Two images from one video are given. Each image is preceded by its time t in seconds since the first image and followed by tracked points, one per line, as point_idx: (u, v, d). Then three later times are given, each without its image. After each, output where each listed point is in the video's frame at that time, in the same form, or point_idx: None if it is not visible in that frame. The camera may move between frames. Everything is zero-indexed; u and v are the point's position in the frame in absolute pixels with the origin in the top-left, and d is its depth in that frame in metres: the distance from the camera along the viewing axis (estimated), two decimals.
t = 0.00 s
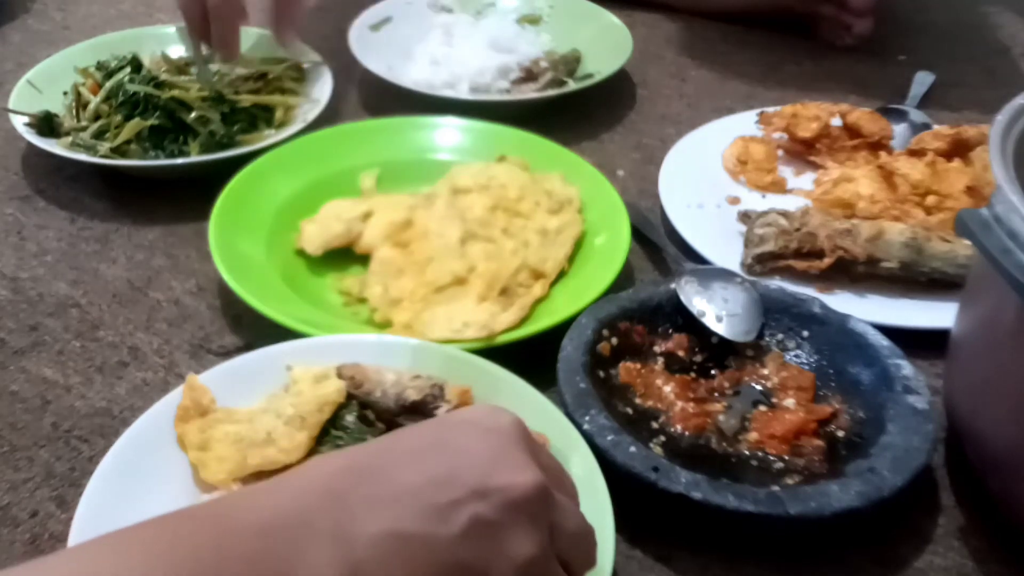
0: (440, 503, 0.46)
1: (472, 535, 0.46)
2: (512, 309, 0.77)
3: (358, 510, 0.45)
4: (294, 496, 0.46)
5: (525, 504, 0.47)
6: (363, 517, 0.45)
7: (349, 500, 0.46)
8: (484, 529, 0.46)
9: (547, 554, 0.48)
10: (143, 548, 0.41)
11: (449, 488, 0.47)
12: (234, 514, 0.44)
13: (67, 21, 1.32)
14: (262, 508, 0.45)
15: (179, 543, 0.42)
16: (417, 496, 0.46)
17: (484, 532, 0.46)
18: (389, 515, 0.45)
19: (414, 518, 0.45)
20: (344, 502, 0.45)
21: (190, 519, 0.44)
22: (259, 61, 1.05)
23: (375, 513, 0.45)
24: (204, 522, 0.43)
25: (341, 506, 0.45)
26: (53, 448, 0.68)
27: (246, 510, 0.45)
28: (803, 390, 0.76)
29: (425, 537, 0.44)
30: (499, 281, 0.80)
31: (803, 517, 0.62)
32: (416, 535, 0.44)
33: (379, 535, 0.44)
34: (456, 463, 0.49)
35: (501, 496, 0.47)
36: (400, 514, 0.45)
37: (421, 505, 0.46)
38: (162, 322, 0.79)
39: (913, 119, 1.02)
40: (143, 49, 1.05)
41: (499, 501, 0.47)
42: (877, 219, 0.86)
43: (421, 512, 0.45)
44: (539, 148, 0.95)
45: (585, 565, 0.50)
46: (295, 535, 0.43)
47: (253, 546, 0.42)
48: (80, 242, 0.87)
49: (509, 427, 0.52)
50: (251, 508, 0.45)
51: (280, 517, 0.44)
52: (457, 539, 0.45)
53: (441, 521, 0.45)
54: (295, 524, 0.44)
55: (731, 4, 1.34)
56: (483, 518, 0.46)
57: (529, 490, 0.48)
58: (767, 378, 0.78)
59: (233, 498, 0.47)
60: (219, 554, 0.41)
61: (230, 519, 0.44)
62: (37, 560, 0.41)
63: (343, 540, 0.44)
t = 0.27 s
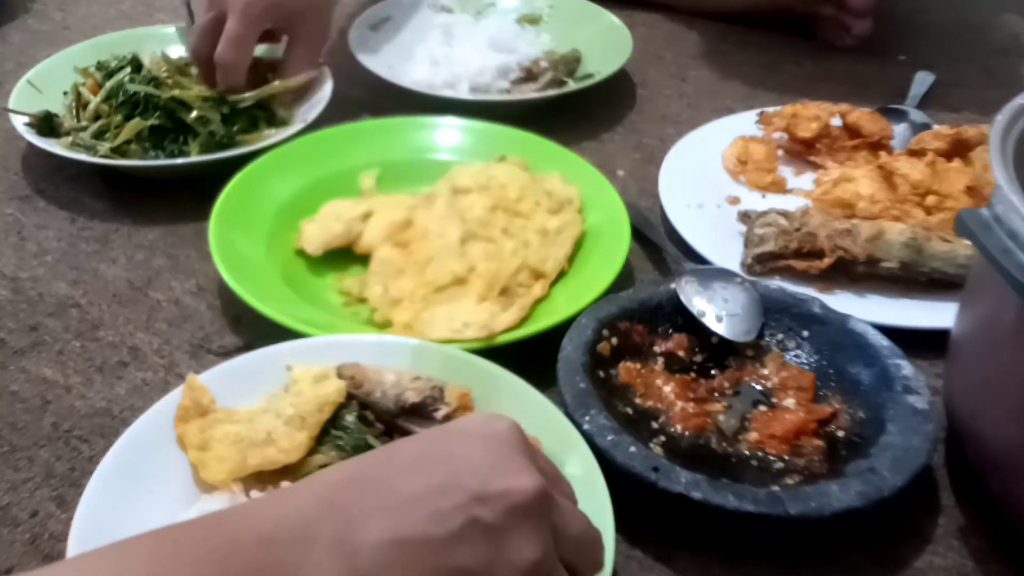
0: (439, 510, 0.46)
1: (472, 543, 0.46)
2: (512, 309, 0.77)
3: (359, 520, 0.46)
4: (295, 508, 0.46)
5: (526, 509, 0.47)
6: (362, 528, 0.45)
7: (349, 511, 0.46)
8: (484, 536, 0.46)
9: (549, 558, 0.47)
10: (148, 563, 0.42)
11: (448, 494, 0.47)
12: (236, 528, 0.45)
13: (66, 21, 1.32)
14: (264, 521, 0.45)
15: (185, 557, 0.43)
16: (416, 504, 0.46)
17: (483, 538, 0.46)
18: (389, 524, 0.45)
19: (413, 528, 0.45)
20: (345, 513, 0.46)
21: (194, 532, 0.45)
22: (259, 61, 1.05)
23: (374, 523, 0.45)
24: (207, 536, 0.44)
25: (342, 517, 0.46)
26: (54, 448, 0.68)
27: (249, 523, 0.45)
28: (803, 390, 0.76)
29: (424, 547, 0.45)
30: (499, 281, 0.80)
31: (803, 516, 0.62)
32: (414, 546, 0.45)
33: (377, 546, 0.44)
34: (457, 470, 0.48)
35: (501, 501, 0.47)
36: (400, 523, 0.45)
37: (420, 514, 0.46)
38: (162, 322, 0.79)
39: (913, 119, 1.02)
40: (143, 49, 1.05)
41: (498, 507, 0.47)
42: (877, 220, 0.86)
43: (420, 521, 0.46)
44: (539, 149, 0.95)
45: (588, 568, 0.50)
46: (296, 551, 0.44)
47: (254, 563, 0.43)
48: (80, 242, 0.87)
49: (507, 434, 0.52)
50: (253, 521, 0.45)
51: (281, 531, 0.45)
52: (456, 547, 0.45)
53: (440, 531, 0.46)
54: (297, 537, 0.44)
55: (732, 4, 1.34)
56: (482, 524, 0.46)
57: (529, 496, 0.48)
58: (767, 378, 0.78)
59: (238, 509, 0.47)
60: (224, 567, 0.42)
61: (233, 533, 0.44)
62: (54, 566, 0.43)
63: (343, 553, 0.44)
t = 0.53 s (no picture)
0: (438, 489, 0.46)
1: (469, 526, 0.45)
2: (512, 309, 0.77)
3: (354, 492, 0.44)
4: (290, 475, 0.44)
5: (522, 497, 0.48)
6: (361, 499, 0.44)
7: (347, 482, 0.44)
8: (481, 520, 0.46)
9: (539, 549, 0.48)
10: (128, 537, 0.39)
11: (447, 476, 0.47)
12: (226, 493, 0.42)
13: (65, 20, 1.32)
14: (257, 486, 0.43)
15: (169, 526, 0.40)
16: (415, 482, 0.46)
17: (480, 521, 0.46)
18: (389, 498, 0.44)
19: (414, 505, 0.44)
20: (343, 483, 0.44)
21: (180, 501, 0.42)
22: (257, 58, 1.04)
23: (374, 495, 0.44)
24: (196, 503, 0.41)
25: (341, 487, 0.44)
26: (51, 449, 0.68)
27: (239, 489, 0.43)
28: (804, 391, 0.76)
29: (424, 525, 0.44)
30: (498, 281, 0.80)
31: (804, 517, 0.61)
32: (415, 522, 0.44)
33: (379, 518, 0.43)
34: (456, 452, 0.48)
35: (498, 488, 0.47)
36: (400, 498, 0.44)
37: (420, 492, 0.45)
38: (160, 323, 0.79)
39: (914, 119, 1.01)
40: (141, 48, 1.05)
41: (496, 492, 0.47)
42: (878, 219, 0.85)
43: (419, 499, 0.45)
44: (539, 148, 0.95)
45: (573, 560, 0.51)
46: (293, 515, 0.42)
47: (249, 526, 0.40)
48: (77, 242, 0.87)
49: (510, 418, 0.52)
50: (245, 487, 0.43)
51: (274, 498, 0.42)
52: (455, 530, 0.45)
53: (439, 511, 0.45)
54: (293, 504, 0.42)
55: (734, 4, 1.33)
56: (480, 508, 0.46)
57: (527, 484, 0.48)
58: (768, 379, 0.78)
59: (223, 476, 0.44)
60: (213, 534, 0.40)
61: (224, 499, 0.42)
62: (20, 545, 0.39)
63: (343, 521, 0.42)
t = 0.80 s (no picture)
0: (439, 504, 0.44)
1: (470, 540, 0.43)
2: (511, 311, 0.75)
3: (354, 509, 0.43)
4: (288, 495, 0.43)
5: (525, 509, 0.45)
6: (359, 518, 0.42)
7: (345, 499, 0.43)
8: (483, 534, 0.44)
9: (545, 562, 0.46)
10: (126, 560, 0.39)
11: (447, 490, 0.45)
12: (223, 515, 0.42)
13: (54, 16, 1.30)
14: (254, 507, 0.42)
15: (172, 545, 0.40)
16: (414, 497, 0.44)
17: (483, 536, 0.44)
18: (387, 515, 0.43)
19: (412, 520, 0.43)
20: (340, 502, 0.43)
21: (176, 521, 0.41)
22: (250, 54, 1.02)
23: (372, 513, 0.43)
24: (192, 524, 0.41)
25: (337, 506, 0.43)
26: (40, 453, 0.66)
27: (239, 508, 0.42)
28: (810, 394, 0.74)
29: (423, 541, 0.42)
30: (496, 281, 0.78)
31: (809, 524, 0.60)
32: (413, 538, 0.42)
33: (376, 537, 0.42)
34: (457, 464, 0.46)
35: (500, 500, 0.45)
36: (398, 515, 0.43)
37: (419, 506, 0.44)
38: (151, 324, 0.77)
39: (922, 116, 1.00)
40: (132, 43, 1.03)
41: (498, 504, 0.45)
42: (885, 219, 0.84)
43: (418, 513, 0.43)
44: (538, 145, 0.93)
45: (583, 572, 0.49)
46: (288, 539, 0.41)
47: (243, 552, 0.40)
48: (67, 242, 0.85)
49: (513, 426, 0.50)
50: (245, 505, 0.42)
51: (272, 518, 0.42)
52: (455, 544, 0.43)
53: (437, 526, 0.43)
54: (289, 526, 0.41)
55: None
56: (482, 521, 0.44)
57: (531, 495, 0.46)
58: (772, 382, 0.76)
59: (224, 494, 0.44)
60: (210, 555, 0.39)
61: (219, 520, 0.41)
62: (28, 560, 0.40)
63: (339, 542, 0.41)
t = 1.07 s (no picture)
0: (430, 524, 0.42)
1: (463, 560, 0.42)
2: (509, 312, 0.73)
3: (343, 534, 0.41)
4: (276, 519, 0.41)
5: (520, 524, 0.43)
6: (349, 540, 0.41)
7: (334, 523, 0.41)
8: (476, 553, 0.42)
9: None
10: None
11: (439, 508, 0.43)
12: (209, 540, 0.40)
13: (38, 8, 1.27)
14: (242, 531, 0.41)
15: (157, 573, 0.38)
16: (405, 518, 0.42)
17: (477, 555, 0.42)
18: (378, 538, 0.41)
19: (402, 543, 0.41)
20: (329, 526, 0.41)
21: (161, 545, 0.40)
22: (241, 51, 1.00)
23: (362, 535, 0.41)
24: (177, 550, 0.39)
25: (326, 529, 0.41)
26: (23, 459, 0.64)
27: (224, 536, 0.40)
28: (817, 398, 0.72)
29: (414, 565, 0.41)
30: (495, 282, 0.76)
31: (817, 532, 0.58)
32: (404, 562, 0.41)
33: (366, 562, 0.40)
34: (449, 480, 0.44)
35: (494, 516, 0.43)
36: (388, 537, 0.41)
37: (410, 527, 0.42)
38: (139, 327, 0.75)
39: (933, 111, 0.97)
40: (119, 37, 1.01)
41: (492, 521, 0.43)
42: (894, 218, 0.82)
43: (409, 535, 0.41)
44: (537, 142, 0.90)
45: None
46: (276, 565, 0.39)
47: None
48: (52, 242, 0.83)
49: (501, 442, 0.47)
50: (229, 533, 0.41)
51: (258, 545, 0.40)
52: (448, 566, 0.41)
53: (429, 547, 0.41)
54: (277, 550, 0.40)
55: None
56: (475, 539, 0.42)
57: (525, 508, 0.44)
58: (778, 386, 0.74)
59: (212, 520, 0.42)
60: None
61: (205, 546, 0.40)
62: None
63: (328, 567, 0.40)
